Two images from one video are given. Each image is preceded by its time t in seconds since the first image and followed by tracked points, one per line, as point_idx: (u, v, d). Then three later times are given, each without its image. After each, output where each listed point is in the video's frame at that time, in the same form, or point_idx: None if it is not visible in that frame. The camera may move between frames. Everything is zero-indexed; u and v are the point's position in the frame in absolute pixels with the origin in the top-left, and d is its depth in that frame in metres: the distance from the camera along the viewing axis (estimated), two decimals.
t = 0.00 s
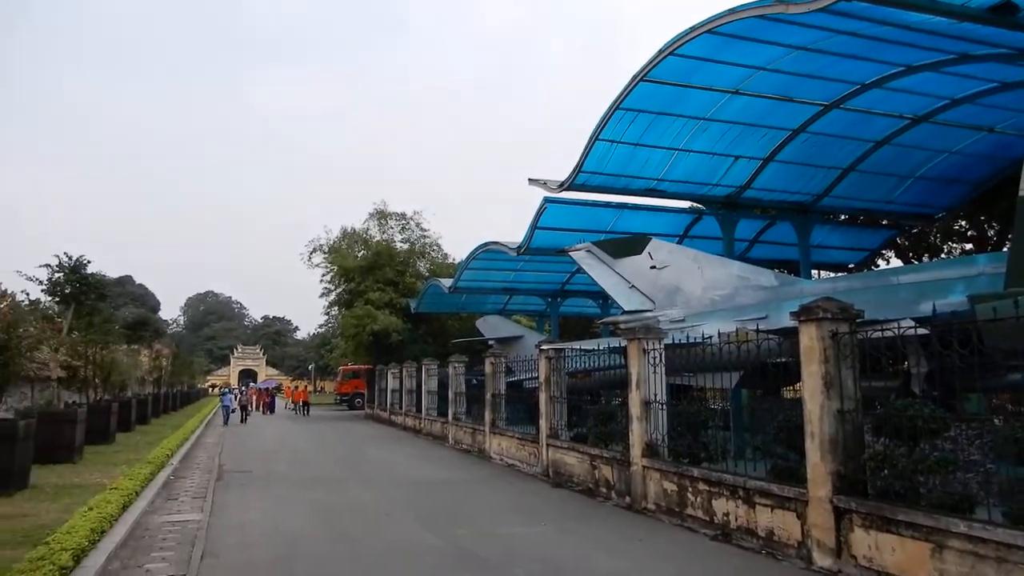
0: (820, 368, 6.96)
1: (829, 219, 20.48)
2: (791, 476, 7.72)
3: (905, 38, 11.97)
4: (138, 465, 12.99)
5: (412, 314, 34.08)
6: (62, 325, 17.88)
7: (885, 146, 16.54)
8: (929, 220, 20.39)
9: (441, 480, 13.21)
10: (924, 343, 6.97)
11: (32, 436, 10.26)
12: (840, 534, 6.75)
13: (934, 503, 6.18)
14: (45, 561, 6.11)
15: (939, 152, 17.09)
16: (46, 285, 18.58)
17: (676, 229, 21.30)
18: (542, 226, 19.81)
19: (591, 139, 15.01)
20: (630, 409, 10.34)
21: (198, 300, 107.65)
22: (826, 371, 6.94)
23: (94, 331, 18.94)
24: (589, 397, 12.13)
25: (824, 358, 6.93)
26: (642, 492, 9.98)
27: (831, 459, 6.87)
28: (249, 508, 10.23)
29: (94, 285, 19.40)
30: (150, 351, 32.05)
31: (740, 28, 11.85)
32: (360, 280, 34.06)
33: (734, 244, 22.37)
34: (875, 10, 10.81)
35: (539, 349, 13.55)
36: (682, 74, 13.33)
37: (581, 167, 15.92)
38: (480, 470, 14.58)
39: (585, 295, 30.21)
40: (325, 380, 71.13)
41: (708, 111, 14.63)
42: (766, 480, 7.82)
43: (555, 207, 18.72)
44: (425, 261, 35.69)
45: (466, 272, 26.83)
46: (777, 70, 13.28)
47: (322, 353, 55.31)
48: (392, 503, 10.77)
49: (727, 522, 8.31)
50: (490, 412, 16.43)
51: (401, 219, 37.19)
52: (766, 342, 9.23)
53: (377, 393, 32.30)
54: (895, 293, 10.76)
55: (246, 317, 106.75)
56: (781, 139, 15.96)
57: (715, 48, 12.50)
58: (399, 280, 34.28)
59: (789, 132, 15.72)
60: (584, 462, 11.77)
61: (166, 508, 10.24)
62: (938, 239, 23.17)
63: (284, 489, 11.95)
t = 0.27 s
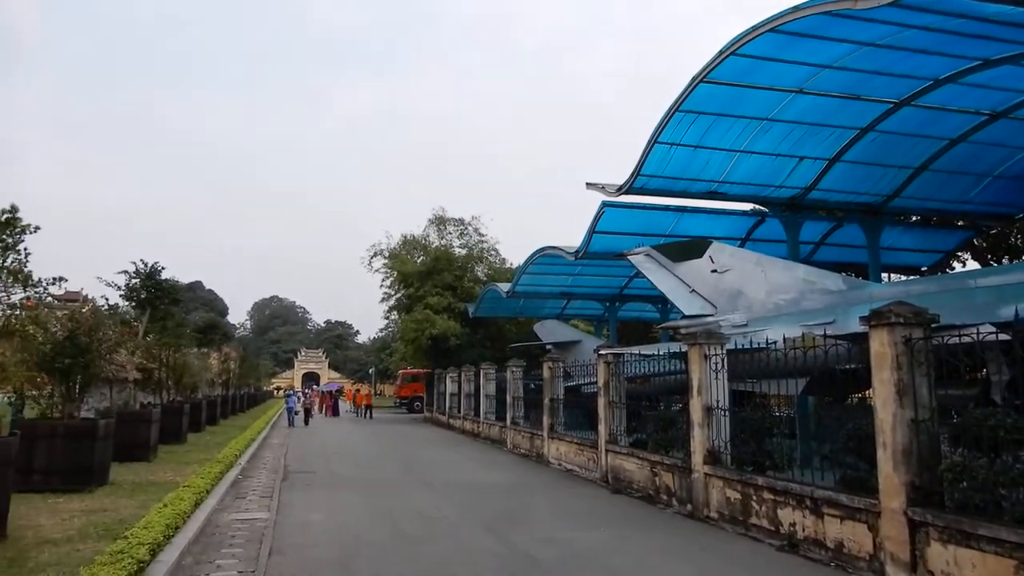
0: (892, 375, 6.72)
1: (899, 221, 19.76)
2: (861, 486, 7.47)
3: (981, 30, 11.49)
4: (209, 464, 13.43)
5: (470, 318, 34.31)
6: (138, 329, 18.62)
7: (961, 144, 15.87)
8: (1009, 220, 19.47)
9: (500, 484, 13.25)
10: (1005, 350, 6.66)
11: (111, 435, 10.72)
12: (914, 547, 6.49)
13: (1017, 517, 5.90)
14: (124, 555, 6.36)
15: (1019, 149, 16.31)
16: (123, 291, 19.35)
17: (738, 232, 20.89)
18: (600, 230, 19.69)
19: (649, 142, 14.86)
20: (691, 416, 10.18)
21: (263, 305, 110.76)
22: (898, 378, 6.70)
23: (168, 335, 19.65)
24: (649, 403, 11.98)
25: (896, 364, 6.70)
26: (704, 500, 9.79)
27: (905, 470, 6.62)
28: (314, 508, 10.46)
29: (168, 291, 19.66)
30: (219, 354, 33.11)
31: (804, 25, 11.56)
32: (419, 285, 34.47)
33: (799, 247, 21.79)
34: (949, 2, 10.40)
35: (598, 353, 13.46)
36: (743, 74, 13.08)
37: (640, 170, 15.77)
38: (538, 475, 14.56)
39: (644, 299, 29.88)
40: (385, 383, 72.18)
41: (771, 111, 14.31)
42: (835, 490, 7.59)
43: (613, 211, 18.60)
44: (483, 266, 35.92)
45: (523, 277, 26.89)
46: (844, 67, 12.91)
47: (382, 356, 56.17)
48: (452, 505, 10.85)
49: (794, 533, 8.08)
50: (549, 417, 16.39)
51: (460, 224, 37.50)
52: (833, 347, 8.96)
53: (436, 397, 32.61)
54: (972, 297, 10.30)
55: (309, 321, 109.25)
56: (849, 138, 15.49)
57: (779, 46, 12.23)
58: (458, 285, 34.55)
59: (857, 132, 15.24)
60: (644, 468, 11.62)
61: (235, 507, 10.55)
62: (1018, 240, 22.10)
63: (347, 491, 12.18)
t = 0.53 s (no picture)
0: (940, 382, 6.54)
1: (946, 223, 19.27)
2: (909, 496, 7.28)
3: None
4: (251, 468, 13.65)
5: (506, 324, 34.35)
6: (182, 335, 19.03)
7: (1010, 143, 15.43)
8: None
9: (537, 489, 13.21)
10: None
11: (157, 439, 10.97)
12: (966, 559, 6.30)
13: None
14: (170, 557, 6.49)
15: None
16: (168, 299, 19.76)
17: (777, 236, 20.57)
18: (636, 235, 19.56)
19: (687, 145, 14.74)
20: (731, 422, 10.03)
21: (302, 311, 112.38)
22: (947, 385, 6.51)
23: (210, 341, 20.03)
24: (687, 409, 11.84)
25: (945, 371, 6.51)
26: (745, 508, 9.63)
27: (956, 479, 6.43)
28: (353, 512, 10.55)
29: (212, 298, 20.00)
30: (260, 359, 33.68)
31: (846, 25, 11.37)
32: (455, 291, 34.63)
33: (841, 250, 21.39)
34: None
35: (635, 359, 13.33)
36: (783, 76, 12.91)
37: (677, 174, 15.65)
38: (575, 481, 14.49)
39: (681, 304, 29.60)
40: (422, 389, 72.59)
41: (812, 113, 14.09)
42: (881, 500, 7.41)
43: (650, 216, 18.47)
44: (519, 272, 35.90)
45: (559, 282, 26.85)
46: (887, 67, 12.65)
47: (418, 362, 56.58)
48: (489, 511, 10.86)
49: (838, 543, 7.91)
50: (585, 423, 16.30)
51: (495, 230, 37.60)
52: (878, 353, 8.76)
53: (472, 402, 32.70)
54: None
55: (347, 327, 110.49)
56: (892, 139, 15.17)
57: (819, 47, 12.04)
58: (493, 291, 34.60)
59: (901, 132, 14.91)
60: (683, 475, 11.48)
61: (276, 510, 10.70)
62: None
63: (385, 495, 12.26)
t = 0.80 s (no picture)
0: (980, 385, 6.39)
1: (984, 222, 18.85)
2: (948, 501, 7.12)
3: None
4: (283, 470, 13.81)
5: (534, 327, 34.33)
6: (216, 338, 19.30)
7: None
8: None
9: (566, 493, 13.17)
10: None
11: (192, 440, 11.14)
12: (1008, 567, 6.14)
13: None
14: (205, 557, 6.57)
15: None
16: (203, 303, 20.05)
17: (810, 237, 20.29)
18: (665, 237, 19.42)
19: (716, 146, 14.62)
20: (763, 426, 9.90)
21: (333, 314, 113.52)
22: (987, 389, 6.36)
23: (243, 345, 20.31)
24: (718, 412, 11.72)
25: (985, 374, 6.36)
26: (778, 513, 9.50)
27: (997, 485, 6.27)
28: (383, 514, 10.62)
29: (245, 302, 20.21)
30: (291, 362, 34.09)
31: (879, 22, 11.19)
32: (484, 294, 34.70)
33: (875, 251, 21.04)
34: None
35: (664, 362, 13.24)
36: (814, 75, 12.74)
37: (707, 175, 15.52)
38: (605, 485, 14.42)
39: (711, 306, 29.33)
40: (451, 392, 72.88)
41: (844, 112, 13.88)
42: (919, 505, 7.26)
43: (679, 217, 18.33)
44: (548, 275, 35.75)
45: (588, 285, 26.75)
46: (922, 64, 12.41)
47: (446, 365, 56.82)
48: (518, 514, 10.86)
49: (875, 549, 7.76)
50: (615, 426, 16.22)
51: (524, 234, 37.60)
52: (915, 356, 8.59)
53: (501, 405, 32.74)
54: None
55: (377, 330, 111.26)
56: (928, 137, 14.88)
57: (851, 45, 11.87)
58: (522, 294, 34.55)
59: (937, 130, 14.62)
60: (714, 480, 11.36)
61: (308, 512, 10.80)
62: None
63: (415, 497, 12.33)
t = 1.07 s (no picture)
0: (1013, 390, 6.27)
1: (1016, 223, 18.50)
2: (980, 508, 6.99)
3: None
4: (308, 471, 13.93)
5: (556, 330, 34.28)
6: (241, 340, 19.51)
7: None
8: None
9: (589, 496, 13.13)
10: None
11: (219, 441, 11.25)
12: None
13: None
14: (232, 557, 6.64)
15: None
16: (228, 305, 20.25)
17: (836, 238, 20.05)
18: (689, 239, 19.29)
19: (741, 148, 14.50)
20: (789, 430, 9.79)
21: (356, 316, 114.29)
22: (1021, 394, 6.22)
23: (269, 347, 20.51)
24: (743, 416, 11.62)
25: (1018, 378, 6.24)
26: (804, 519, 9.39)
27: None
28: (406, 516, 10.66)
29: (269, 304, 20.30)
30: (315, 365, 34.38)
31: (906, 21, 11.04)
32: (506, 296, 34.75)
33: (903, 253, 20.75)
34: None
35: (688, 365, 13.14)
36: (841, 75, 12.59)
37: (731, 177, 15.40)
38: (628, 488, 14.36)
39: (736, 309, 29.09)
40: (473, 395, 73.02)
41: (872, 112, 13.70)
42: (949, 512, 7.13)
43: (703, 219, 18.20)
44: (569, 277, 35.39)
45: (610, 287, 26.64)
46: (951, 63, 12.21)
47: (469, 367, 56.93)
48: (540, 517, 10.85)
49: (904, 556, 7.64)
50: (638, 430, 16.14)
51: (546, 236, 37.54)
52: (945, 359, 8.46)
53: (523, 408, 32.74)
54: None
55: (400, 332, 111.78)
56: (958, 137, 14.64)
57: (878, 44, 11.72)
58: (543, 296, 34.37)
59: (968, 129, 14.38)
60: (739, 484, 11.26)
61: (331, 513, 10.88)
62: None
63: (438, 499, 12.36)
